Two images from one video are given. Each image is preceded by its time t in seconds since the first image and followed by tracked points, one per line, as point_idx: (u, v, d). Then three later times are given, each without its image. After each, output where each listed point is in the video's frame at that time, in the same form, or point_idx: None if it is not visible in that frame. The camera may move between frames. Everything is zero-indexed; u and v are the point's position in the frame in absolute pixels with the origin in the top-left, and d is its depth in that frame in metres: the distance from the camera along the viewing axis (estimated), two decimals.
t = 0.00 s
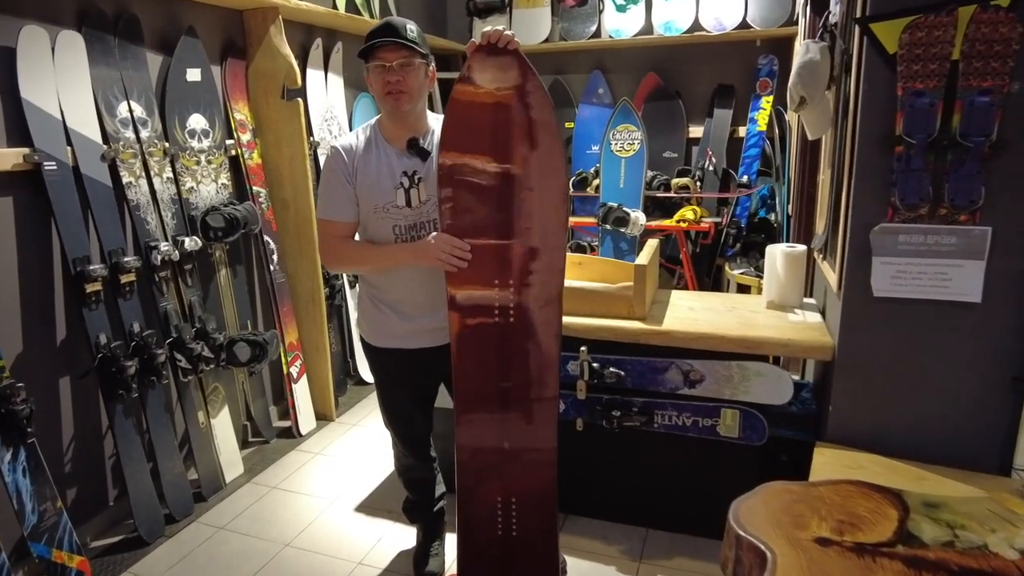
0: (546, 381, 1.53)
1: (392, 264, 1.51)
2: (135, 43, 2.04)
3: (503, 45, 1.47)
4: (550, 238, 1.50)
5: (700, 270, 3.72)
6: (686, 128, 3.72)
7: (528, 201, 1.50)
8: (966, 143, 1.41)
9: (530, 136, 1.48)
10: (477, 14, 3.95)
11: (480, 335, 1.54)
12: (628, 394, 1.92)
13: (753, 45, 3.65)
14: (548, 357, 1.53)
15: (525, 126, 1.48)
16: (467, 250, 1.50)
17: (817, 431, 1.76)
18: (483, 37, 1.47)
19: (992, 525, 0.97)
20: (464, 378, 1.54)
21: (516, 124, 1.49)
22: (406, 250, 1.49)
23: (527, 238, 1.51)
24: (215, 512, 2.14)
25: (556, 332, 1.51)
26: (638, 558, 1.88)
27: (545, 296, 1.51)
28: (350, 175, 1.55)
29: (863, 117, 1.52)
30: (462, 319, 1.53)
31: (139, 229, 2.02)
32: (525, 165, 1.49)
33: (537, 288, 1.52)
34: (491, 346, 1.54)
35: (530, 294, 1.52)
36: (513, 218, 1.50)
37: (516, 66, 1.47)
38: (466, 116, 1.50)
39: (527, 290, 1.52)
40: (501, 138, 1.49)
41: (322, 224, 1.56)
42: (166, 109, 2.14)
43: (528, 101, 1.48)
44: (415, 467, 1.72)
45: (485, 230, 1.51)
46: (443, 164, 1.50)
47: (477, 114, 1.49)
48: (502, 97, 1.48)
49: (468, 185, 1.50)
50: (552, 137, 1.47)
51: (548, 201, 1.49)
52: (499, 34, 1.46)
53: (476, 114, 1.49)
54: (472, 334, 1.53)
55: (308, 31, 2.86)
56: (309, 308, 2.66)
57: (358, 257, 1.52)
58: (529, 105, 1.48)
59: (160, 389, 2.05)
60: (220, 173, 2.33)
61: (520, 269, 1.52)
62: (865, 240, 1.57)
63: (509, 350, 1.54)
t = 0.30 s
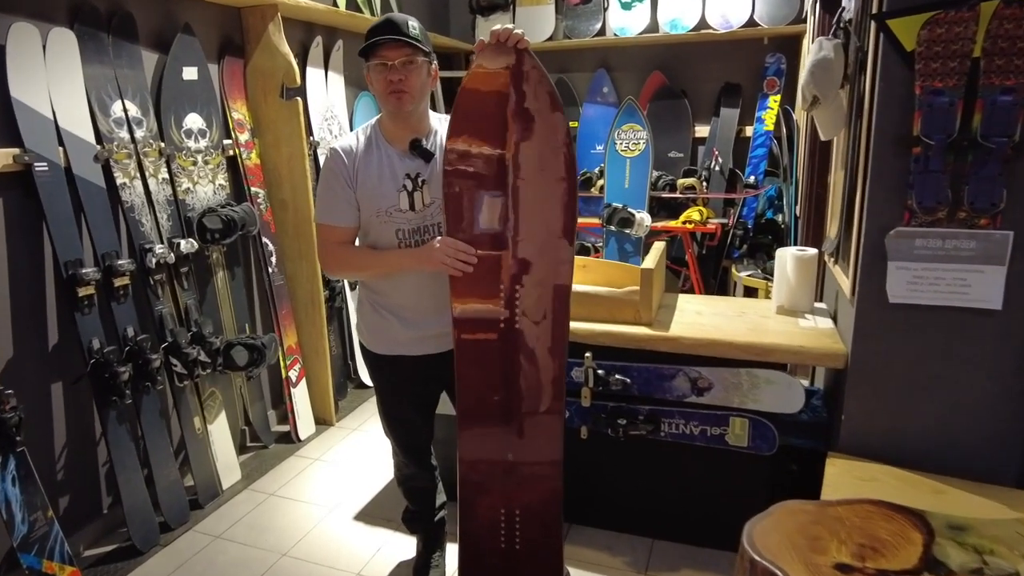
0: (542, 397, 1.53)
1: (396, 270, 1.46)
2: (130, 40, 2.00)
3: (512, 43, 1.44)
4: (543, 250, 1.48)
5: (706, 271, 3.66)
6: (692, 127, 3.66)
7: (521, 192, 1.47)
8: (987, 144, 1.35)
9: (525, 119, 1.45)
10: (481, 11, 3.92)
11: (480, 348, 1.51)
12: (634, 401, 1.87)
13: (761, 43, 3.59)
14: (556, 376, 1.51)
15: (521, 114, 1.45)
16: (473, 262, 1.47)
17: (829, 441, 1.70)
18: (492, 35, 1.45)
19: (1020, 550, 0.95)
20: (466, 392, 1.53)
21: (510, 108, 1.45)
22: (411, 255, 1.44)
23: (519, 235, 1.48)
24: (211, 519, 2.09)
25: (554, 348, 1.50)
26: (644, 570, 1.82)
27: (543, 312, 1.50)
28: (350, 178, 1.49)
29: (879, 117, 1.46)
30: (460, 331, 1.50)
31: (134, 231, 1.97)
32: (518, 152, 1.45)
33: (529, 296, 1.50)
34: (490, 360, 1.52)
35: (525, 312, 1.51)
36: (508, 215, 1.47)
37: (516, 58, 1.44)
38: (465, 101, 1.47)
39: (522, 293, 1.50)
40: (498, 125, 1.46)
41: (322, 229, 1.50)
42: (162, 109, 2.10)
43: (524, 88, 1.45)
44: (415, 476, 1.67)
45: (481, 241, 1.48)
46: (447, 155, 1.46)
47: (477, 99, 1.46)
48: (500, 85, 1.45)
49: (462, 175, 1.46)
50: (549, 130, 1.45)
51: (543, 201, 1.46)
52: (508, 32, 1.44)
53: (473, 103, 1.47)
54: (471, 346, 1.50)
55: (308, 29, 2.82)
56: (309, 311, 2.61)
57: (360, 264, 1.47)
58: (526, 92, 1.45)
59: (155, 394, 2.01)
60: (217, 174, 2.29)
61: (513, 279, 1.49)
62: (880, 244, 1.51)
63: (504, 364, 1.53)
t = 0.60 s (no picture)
0: (542, 404, 1.49)
1: (400, 270, 1.40)
2: (123, 33, 1.94)
3: (521, 33, 1.40)
4: (541, 255, 1.45)
5: (711, 271, 3.62)
6: (698, 124, 3.60)
7: (519, 177, 1.44)
8: (1012, 139, 1.30)
9: (526, 101, 1.42)
10: (483, 7, 3.86)
11: (480, 352, 1.47)
12: (641, 405, 1.82)
13: (767, 39, 3.53)
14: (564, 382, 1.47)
15: (521, 96, 1.42)
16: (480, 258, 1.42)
17: (844, 446, 1.65)
18: (501, 26, 1.40)
19: None
20: (471, 400, 1.48)
21: (511, 89, 1.42)
22: (415, 256, 1.39)
23: (517, 224, 1.45)
24: (207, 524, 2.04)
25: (554, 353, 1.47)
26: None
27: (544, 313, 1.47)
28: (350, 173, 1.43)
29: (897, 112, 1.40)
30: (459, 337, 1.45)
31: (127, 229, 1.92)
32: (516, 135, 1.43)
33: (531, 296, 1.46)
34: (491, 368, 1.48)
35: (524, 318, 1.48)
36: (507, 203, 1.44)
37: (519, 42, 1.41)
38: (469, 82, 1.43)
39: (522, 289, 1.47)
40: (499, 105, 1.43)
41: (320, 226, 1.44)
42: (157, 103, 2.04)
43: (525, 69, 1.41)
44: (415, 482, 1.61)
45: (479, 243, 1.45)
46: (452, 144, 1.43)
47: (480, 80, 1.42)
48: (502, 66, 1.42)
49: (461, 162, 1.42)
50: (549, 115, 1.42)
51: (541, 189, 1.44)
52: (518, 22, 1.40)
53: (476, 88, 1.42)
54: (473, 350, 1.46)
55: (307, 23, 2.76)
56: (308, 310, 2.56)
57: (361, 264, 1.42)
58: (527, 74, 1.41)
59: (148, 397, 1.96)
60: (213, 170, 2.23)
61: (512, 284, 1.47)
62: (898, 243, 1.46)
63: (504, 373, 1.49)
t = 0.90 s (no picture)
0: (539, 406, 1.47)
1: (402, 265, 1.37)
2: (118, 28, 1.91)
3: (540, 28, 1.37)
4: (540, 257, 1.43)
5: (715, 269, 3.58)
6: (700, 122, 3.57)
7: (520, 176, 1.41)
8: None
9: (532, 97, 1.39)
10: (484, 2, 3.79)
11: (481, 352, 1.43)
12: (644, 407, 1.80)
13: (771, 35, 3.49)
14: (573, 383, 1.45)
15: (527, 90, 1.39)
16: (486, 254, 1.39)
17: (850, 449, 1.62)
18: (519, 19, 1.37)
19: None
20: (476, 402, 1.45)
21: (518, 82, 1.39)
22: (417, 251, 1.36)
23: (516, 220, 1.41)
24: (204, 526, 2.01)
25: (554, 354, 1.45)
26: None
27: (545, 315, 1.44)
28: (350, 166, 1.41)
29: (907, 109, 1.37)
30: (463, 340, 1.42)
31: (122, 228, 1.89)
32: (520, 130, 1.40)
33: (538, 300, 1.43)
34: (493, 370, 1.45)
35: (523, 320, 1.44)
36: (506, 200, 1.41)
37: (529, 36, 1.38)
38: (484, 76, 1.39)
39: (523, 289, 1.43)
40: (504, 97, 1.39)
41: (317, 219, 1.41)
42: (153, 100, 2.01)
43: (534, 62, 1.38)
44: (415, 486, 1.59)
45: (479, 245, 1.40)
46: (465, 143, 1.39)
47: (492, 73, 1.39)
48: (511, 59, 1.38)
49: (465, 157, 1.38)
50: (555, 110, 1.39)
51: (542, 187, 1.41)
52: (536, 16, 1.37)
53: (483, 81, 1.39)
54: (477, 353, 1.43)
55: (306, 18, 2.73)
56: (307, 308, 2.53)
57: (358, 258, 1.39)
58: (536, 67, 1.38)
59: (145, 398, 1.93)
60: (210, 168, 2.20)
61: (511, 286, 1.42)
62: (907, 243, 1.43)
63: (504, 376, 1.45)
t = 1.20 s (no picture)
0: (535, 414, 1.48)
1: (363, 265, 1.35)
2: (114, 31, 1.91)
3: (535, 36, 1.34)
4: (538, 262, 1.44)
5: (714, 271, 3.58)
6: (700, 123, 3.56)
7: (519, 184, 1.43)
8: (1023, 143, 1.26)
9: (530, 104, 1.39)
10: (483, 4, 3.81)
11: (477, 358, 1.45)
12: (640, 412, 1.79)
13: (772, 36, 3.47)
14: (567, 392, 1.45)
15: (526, 97, 1.39)
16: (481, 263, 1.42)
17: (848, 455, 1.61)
18: (514, 28, 1.34)
19: None
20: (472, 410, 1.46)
21: (517, 90, 1.39)
22: (380, 252, 1.32)
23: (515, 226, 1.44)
24: (200, 530, 2.01)
25: (553, 362, 1.46)
26: None
27: (541, 324, 1.45)
28: (339, 171, 1.40)
29: (904, 115, 1.36)
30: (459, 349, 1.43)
31: (118, 232, 1.89)
32: (518, 136, 1.40)
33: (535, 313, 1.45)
34: (493, 375, 1.47)
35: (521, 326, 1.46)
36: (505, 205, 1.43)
37: (524, 42, 1.35)
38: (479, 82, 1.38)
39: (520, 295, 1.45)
40: (502, 102, 1.39)
41: (304, 223, 1.40)
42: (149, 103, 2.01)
43: (533, 69, 1.37)
44: (409, 493, 1.59)
45: (479, 252, 1.43)
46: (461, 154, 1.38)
47: (489, 77, 1.38)
48: (508, 65, 1.37)
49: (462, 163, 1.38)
50: (554, 117, 1.39)
51: (541, 193, 1.43)
52: (532, 23, 1.34)
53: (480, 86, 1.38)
54: (473, 360, 1.44)
55: (304, 20, 2.72)
56: (304, 311, 2.53)
57: (340, 262, 1.37)
58: (534, 74, 1.37)
59: (141, 402, 1.93)
60: (207, 171, 2.20)
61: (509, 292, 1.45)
62: (904, 250, 1.42)
63: (500, 382, 1.47)
